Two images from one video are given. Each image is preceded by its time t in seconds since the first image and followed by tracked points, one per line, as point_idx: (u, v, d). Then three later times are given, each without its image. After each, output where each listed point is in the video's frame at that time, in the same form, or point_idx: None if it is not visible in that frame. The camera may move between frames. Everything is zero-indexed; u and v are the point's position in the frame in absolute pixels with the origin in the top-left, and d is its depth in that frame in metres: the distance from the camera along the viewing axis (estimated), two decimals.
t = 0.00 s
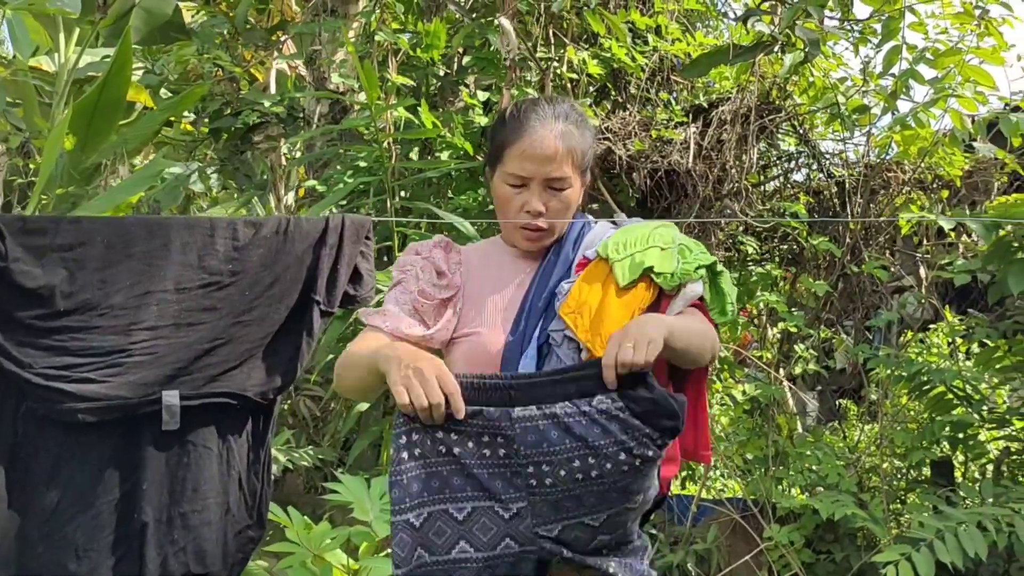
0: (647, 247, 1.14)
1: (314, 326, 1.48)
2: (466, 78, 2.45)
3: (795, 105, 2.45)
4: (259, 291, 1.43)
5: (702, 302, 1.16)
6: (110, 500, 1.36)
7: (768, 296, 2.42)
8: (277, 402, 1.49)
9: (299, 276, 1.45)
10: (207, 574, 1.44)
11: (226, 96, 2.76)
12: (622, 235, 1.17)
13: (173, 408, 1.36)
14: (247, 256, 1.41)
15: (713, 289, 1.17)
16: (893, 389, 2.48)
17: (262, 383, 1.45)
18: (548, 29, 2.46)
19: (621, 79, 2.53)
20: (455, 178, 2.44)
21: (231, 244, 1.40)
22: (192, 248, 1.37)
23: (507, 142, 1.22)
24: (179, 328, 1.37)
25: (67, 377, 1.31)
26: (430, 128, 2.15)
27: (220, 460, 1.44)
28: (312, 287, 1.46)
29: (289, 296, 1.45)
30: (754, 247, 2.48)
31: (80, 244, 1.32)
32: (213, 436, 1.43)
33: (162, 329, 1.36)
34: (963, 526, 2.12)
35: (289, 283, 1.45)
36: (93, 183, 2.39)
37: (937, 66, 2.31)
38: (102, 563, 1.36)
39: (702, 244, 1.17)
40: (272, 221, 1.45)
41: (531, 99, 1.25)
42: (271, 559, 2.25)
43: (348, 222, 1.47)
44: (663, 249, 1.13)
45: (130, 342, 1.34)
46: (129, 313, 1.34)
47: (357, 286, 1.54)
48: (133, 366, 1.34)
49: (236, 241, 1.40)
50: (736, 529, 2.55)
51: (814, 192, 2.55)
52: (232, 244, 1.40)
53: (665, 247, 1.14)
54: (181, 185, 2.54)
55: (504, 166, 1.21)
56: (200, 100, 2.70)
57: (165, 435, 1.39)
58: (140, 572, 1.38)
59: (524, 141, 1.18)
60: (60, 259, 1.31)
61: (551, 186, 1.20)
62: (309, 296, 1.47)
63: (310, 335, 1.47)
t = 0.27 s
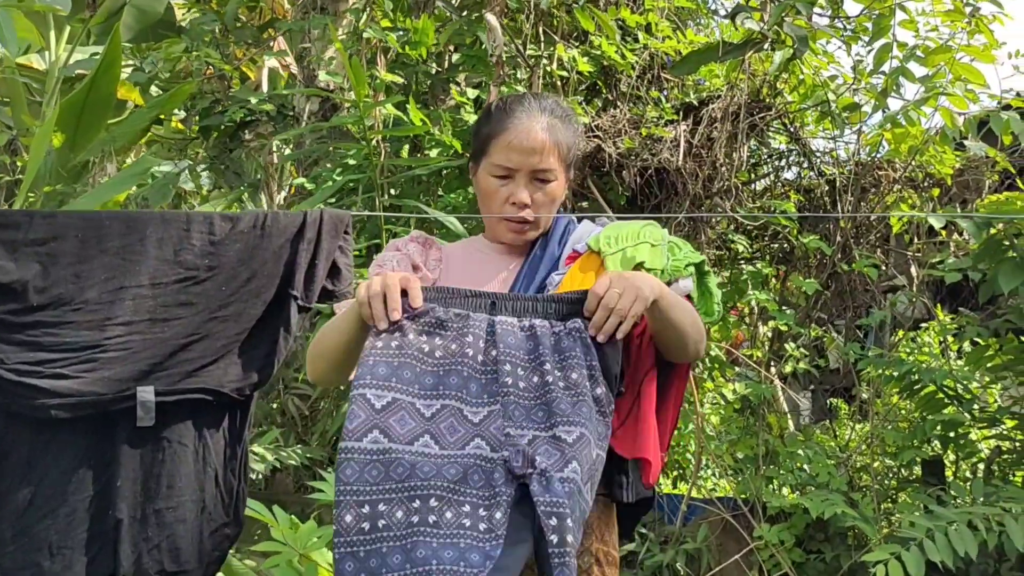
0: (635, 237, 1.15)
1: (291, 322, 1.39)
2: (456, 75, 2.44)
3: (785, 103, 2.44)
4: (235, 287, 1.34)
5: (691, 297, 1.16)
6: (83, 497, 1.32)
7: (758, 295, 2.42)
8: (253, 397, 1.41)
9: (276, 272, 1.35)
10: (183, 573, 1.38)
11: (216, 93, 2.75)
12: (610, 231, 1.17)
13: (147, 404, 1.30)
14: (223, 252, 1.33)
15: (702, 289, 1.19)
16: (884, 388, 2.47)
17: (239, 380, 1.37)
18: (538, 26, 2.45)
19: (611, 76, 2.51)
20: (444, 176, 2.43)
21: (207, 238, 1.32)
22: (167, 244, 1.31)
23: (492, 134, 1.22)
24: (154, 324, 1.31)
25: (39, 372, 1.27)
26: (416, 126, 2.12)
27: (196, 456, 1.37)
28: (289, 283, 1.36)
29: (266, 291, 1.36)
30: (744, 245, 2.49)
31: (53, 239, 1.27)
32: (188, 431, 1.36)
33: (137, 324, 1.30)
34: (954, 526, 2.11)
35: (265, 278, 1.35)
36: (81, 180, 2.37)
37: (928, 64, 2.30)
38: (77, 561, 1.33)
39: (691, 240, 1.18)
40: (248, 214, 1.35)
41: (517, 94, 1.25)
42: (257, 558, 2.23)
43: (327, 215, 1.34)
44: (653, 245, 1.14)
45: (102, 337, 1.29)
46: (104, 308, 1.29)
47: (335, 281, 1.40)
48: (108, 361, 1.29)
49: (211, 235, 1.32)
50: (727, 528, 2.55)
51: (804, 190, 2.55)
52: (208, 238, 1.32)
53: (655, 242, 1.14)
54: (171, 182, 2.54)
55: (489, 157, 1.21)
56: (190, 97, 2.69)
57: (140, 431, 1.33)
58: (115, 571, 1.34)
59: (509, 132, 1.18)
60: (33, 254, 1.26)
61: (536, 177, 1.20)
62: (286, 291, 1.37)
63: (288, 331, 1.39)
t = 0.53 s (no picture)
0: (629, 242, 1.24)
1: (271, 312, 1.48)
2: (449, 74, 2.42)
3: (777, 102, 2.44)
4: (214, 277, 1.43)
5: (675, 301, 1.24)
6: (62, 490, 1.34)
7: (750, 295, 2.42)
8: (234, 389, 1.46)
9: (256, 262, 1.44)
10: (162, 567, 1.40)
11: (208, 93, 2.72)
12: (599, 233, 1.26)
13: (124, 395, 1.33)
14: (204, 242, 1.42)
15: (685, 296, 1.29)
16: (877, 387, 2.47)
17: (219, 370, 1.43)
18: (530, 25, 2.46)
19: (604, 76, 2.53)
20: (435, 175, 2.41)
21: (188, 229, 1.40)
22: (146, 234, 1.38)
23: (478, 127, 1.21)
24: (133, 314, 1.37)
25: (15, 363, 1.28)
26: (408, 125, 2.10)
27: (176, 448, 1.41)
28: (269, 273, 1.46)
29: (246, 282, 1.44)
30: (738, 244, 2.51)
31: (29, 229, 1.31)
32: (168, 423, 1.40)
33: (115, 314, 1.35)
34: (947, 525, 2.10)
35: (246, 268, 1.44)
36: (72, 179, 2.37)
37: (920, 63, 2.30)
38: (55, 555, 1.33)
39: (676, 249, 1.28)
40: (230, 206, 1.46)
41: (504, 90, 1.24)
42: (247, 558, 2.23)
43: (309, 206, 1.50)
44: (642, 246, 1.23)
45: (80, 327, 1.32)
46: (81, 299, 1.33)
47: (316, 273, 1.56)
48: (85, 351, 1.32)
49: (191, 226, 1.41)
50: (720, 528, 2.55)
51: (797, 189, 2.54)
52: (187, 229, 1.41)
53: (643, 245, 1.24)
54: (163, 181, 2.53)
55: (474, 149, 1.20)
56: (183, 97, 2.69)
57: (118, 423, 1.36)
58: (93, 566, 1.35)
59: (495, 124, 1.17)
60: (9, 244, 1.30)
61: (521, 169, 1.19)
62: (267, 281, 1.46)
63: (268, 320, 1.47)
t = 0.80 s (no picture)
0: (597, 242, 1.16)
1: (256, 325, 1.33)
2: (444, 74, 2.41)
3: (772, 102, 2.43)
4: (195, 290, 1.29)
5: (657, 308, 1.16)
6: (42, 508, 1.26)
7: (744, 296, 2.42)
8: (218, 402, 1.35)
9: (240, 274, 1.31)
10: None
11: (203, 92, 2.75)
12: (583, 235, 1.18)
13: (106, 410, 1.24)
14: (185, 253, 1.29)
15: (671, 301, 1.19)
16: (873, 388, 2.46)
17: (202, 385, 1.31)
18: (524, 25, 2.45)
19: (598, 75, 2.51)
20: (429, 176, 2.43)
21: (169, 241, 1.28)
22: (127, 245, 1.26)
23: (463, 132, 1.21)
24: (114, 327, 1.26)
25: None
26: (402, 125, 2.13)
27: (158, 463, 1.31)
28: (253, 285, 1.32)
29: (229, 294, 1.31)
30: (731, 244, 2.51)
31: (8, 240, 1.22)
32: (151, 436, 1.30)
33: (96, 327, 1.24)
34: (940, 526, 2.10)
35: (228, 281, 1.31)
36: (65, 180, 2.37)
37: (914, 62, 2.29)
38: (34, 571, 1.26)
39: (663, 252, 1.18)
40: (210, 216, 1.31)
41: (487, 93, 1.25)
42: (240, 559, 2.23)
43: (292, 216, 1.33)
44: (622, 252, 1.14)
45: (60, 341, 1.23)
46: (61, 311, 1.24)
47: (301, 284, 1.38)
48: (66, 365, 1.23)
49: (173, 238, 1.28)
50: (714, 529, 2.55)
51: (792, 189, 2.54)
52: (169, 240, 1.28)
53: (624, 250, 1.14)
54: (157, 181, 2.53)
55: (459, 154, 1.20)
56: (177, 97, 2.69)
57: (101, 436, 1.27)
58: None
59: (480, 129, 1.18)
60: None
61: (506, 174, 1.19)
62: (250, 293, 1.32)
63: (252, 333, 1.33)
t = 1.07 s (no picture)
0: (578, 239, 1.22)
1: (244, 318, 1.34)
2: (438, 75, 2.35)
3: (766, 102, 2.43)
4: (182, 282, 1.30)
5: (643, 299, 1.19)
6: (29, 501, 1.26)
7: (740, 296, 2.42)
8: (207, 395, 1.34)
9: (227, 268, 1.31)
10: None
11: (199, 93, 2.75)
12: (571, 232, 1.24)
13: (92, 402, 1.24)
14: (173, 247, 1.29)
15: (660, 296, 1.20)
16: (869, 389, 2.45)
17: (190, 378, 1.31)
18: (519, 26, 2.46)
19: (593, 76, 2.54)
20: (424, 176, 2.43)
21: (156, 234, 1.28)
22: (115, 239, 1.26)
23: (457, 135, 1.21)
24: (101, 320, 1.26)
25: None
26: (397, 125, 2.12)
27: (146, 457, 1.30)
28: (240, 278, 1.32)
29: (218, 287, 1.31)
30: (727, 244, 2.49)
31: None
32: (138, 429, 1.30)
33: (83, 321, 1.25)
34: (936, 526, 2.10)
35: (216, 274, 1.31)
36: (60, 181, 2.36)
37: (909, 63, 2.29)
38: (21, 565, 1.26)
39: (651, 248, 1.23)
40: (198, 210, 1.31)
41: (482, 97, 1.26)
42: (235, 559, 2.23)
43: (279, 212, 1.32)
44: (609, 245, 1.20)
45: (48, 334, 1.23)
46: (49, 305, 1.24)
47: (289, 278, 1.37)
48: (52, 359, 1.23)
49: (161, 231, 1.28)
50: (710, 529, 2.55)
51: (787, 189, 2.53)
52: (157, 234, 1.28)
53: (612, 243, 1.20)
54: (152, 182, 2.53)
55: (453, 156, 1.21)
56: (173, 98, 2.70)
57: (87, 429, 1.27)
58: None
59: (474, 132, 1.18)
60: None
61: (499, 176, 1.20)
62: (237, 286, 1.32)
63: (240, 327, 1.33)
